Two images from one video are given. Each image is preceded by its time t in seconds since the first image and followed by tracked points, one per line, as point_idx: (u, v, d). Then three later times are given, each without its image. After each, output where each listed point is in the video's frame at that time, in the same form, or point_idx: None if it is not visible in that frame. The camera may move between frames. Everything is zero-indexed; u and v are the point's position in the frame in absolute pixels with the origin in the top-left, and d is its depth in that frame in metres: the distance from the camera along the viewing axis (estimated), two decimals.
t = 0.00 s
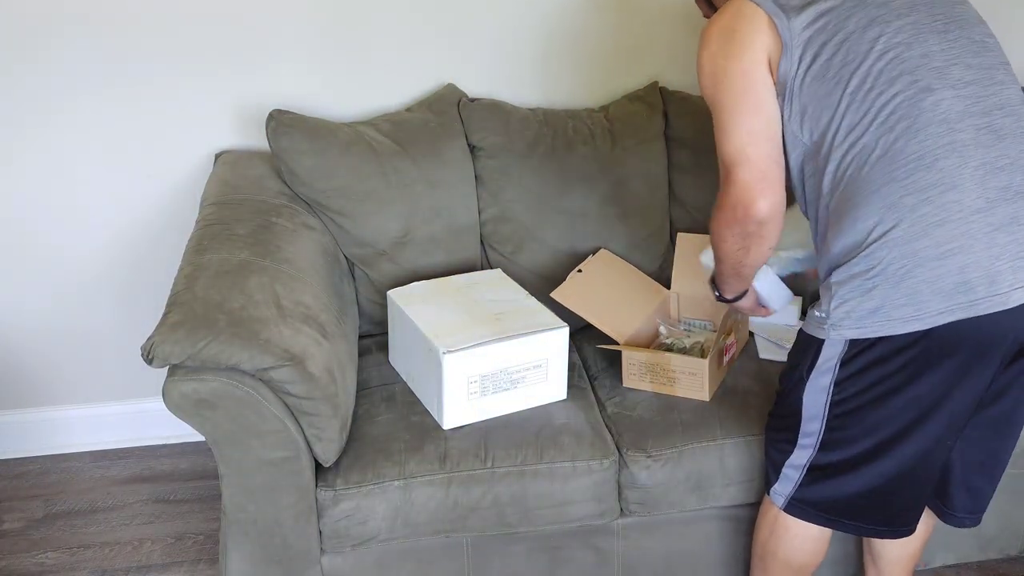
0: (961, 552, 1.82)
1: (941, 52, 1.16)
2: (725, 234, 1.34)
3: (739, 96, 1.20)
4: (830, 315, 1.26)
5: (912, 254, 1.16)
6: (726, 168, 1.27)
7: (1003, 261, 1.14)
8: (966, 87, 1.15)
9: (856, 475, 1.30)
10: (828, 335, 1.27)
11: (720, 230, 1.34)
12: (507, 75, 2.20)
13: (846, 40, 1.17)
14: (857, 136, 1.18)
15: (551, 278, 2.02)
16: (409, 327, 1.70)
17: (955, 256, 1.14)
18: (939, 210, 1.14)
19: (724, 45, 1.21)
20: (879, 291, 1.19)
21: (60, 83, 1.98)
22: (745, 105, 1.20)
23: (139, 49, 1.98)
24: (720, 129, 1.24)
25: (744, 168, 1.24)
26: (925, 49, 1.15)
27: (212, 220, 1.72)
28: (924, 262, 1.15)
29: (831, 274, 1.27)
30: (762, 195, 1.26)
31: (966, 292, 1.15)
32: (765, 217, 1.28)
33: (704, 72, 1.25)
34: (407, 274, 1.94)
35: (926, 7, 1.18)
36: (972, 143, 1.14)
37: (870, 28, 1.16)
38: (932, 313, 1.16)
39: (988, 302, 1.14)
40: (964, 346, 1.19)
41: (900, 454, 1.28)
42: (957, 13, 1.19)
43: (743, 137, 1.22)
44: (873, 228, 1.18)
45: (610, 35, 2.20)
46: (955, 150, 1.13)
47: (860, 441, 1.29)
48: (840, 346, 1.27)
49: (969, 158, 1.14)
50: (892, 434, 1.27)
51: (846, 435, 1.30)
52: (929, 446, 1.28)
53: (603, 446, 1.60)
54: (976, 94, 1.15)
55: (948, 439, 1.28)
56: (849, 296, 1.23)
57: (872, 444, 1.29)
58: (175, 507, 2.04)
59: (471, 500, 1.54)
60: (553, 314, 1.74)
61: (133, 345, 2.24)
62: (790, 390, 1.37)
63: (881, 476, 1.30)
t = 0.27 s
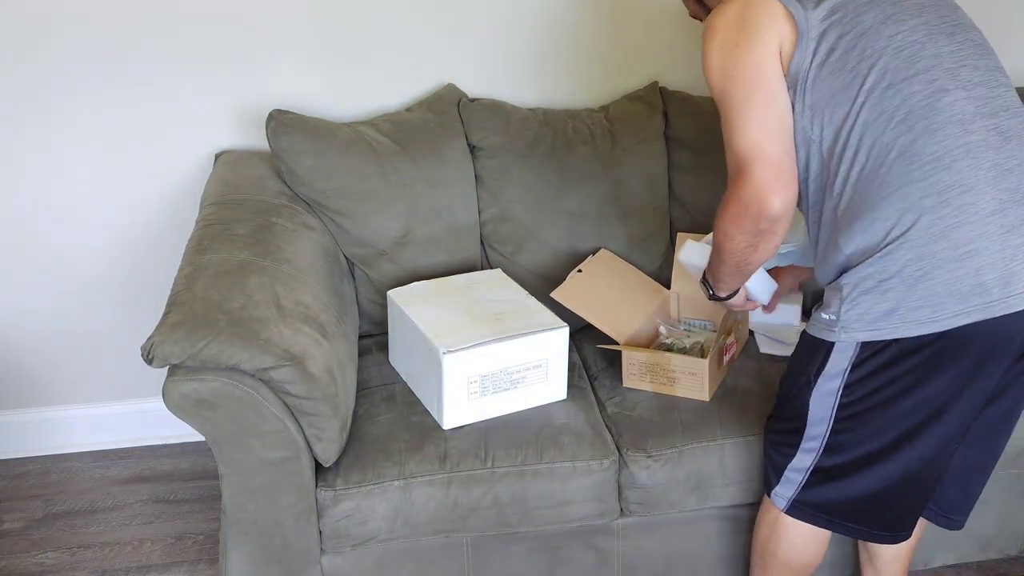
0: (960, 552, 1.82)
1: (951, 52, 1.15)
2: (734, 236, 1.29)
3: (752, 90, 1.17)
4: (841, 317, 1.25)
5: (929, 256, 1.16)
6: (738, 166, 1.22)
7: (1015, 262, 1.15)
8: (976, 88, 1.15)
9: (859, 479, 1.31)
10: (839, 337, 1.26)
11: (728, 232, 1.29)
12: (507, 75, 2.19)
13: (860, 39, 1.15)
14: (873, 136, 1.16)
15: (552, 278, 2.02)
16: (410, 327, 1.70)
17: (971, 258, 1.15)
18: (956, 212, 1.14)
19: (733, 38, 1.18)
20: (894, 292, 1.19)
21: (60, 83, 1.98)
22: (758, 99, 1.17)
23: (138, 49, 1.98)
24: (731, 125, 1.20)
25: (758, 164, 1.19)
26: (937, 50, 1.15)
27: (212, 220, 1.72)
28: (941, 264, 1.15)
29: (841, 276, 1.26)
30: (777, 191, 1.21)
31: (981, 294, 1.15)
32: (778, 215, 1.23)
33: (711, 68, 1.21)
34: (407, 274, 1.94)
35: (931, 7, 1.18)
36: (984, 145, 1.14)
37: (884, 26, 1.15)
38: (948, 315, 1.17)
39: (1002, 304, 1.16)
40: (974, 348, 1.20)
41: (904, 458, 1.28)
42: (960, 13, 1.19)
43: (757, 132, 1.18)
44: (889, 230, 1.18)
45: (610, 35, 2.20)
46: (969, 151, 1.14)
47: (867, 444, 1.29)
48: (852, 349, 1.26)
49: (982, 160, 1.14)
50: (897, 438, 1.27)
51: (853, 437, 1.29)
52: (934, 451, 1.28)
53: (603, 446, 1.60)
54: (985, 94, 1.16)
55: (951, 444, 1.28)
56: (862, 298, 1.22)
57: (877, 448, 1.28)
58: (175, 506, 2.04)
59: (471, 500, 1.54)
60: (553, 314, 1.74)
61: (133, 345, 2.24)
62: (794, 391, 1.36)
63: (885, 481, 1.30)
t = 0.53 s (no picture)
0: (960, 552, 1.82)
1: (958, 53, 1.14)
2: (739, 238, 1.24)
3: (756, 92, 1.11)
4: (842, 315, 1.24)
5: (937, 261, 1.17)
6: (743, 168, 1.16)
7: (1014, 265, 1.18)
8: (980, 91, 1.15)
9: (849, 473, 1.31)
10: (841, 336, 1.25)
11: (733, 234, 1.24)
12: (507, 75, 2.19)
13: (874, 39, 1.12)
14: (884, 138, 1.14)
15: (551, 278, 2.02)
16: (410, 327, 1.70)
17: (976, 262, 1.16)
18: (962, 217, 1.15)
19: (736, 37, 1.12)
20: (900, 294, 1.20)
21: (60, 83, 1.98)
22: (765, 100, 1.11)
23: (139, 49, 1.98)
24: (735, 127, 1.15)
25: (765, 167, 1.14)
26: (945, 51, 1.13)
27: (212, 220, 1.72)
28: (948, 268, 1.17)
29: (844, 274, 1.25)
30: (784, 193, 1.16)
31: (984, 297, 1.17)
32: (785, 216, 1.18)
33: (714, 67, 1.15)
34: (407, 274, 1.94)
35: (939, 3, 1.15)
36: (987, 149, 1.15)
37: (895, 25, 1.11)
38: (953, 317, 1.18)
39: (1004, 308, 1.18)
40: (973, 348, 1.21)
41: (894, 454, 1.29)
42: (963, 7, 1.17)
43: (763, 134, 1.13)
44: (897, 234, 1.18)
45: (610, 35, 2.20)
46: (976, 157, 1.14)
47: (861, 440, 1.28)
48: (854, 346, 1.25)
49: (985, 164, 1.15)
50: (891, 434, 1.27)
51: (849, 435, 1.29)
52: (925, 447, 1.29)
53: (603, 445, 1.60)
54: (988, 97, 1.16)
55: (941, 441, 1.29)
56: (867, 298, 1.22)
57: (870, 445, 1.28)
58: (175, 507, 2.04)
59: (471, 500, 1.54)
60: (553, 314, 1.74)
61: (132, 345, 2.24)
62: (790, 388, 1.34)
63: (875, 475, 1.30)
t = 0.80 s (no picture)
0: (960, 552, 1.82)
1: (968, 55, 1.12)
2: (739, 212, 1.20)
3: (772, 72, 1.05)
4: (822, 309, 1.25)
5: (923, 266, 1.17)
6: (749, 145, 1.11)
7: (992, 275, 1.20)
8: (982, 96, 1.14)
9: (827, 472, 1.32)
10: (819, 328, 1.25)
11: (734, 207, 1.20)
12: (507, 75, 2.19)
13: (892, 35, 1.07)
14: (887, 138, 1.13)
15: (551, 278, 2.02)
16: (410, 327, 1.70)
17: (960, 270, 1.17)
18: (951, 226, 1.15)
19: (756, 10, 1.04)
20: (883, 295, 1.20)
21: (60, 83, 1.97)
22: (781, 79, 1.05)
23: (139, 50, 1.98)
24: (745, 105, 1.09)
25: (772, 148, 1.09)
26: (956, 53, 1.11)
27: (212, 220, 1.72)
28: (933, 275, 1.17)
29: (828, 267, 1.25)
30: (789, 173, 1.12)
31: (963, 305, 1.19)
32: (789, 195, 1.14)
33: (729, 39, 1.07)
34: (407, 274, 1.94)
35: None
36: (980, 157, 1.15)
37: (914, 20, 1.07)
38: (934, 322, 1.19)
39: (980, 316, 1.20)
40: (946, 350, 1.23)
41: (871, 454, 1.30)
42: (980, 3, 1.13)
43: (773, 115, 1.07)
44: (887, 237, 1.17)
45: (610, 35, 2.20)
46: (971, 164, 1.14)
47: (838, 441, 1.29)
48: (831, 341, 1.25)
49: (978, 173, 1.15)
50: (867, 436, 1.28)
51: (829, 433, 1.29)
52: (904, 441, 1.29)
53: (603, 446, 1.60)
54: (988, 103, 1.15)
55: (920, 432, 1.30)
56: (850, 296, 1.22)
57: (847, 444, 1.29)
58: (175, 506, 2.04)
59: (471, 500, 1.54)
60: (553, 314, 1.74)
61: (133, 345, 2.25)
62: (773, 376, 1.34)
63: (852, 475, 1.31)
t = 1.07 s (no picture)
0: (960, 552, 1.82)
1: (975, 55, 1.10)
2: (742, 192, 1.17)
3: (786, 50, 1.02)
4: (817, 305, 1.24)
5: (919, 268, 1.17)
6: (757, 125, 1.08)
7: (984, 277, 1.20)
8: (986, 97, 1.13)
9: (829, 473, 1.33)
10: (813, 325, 1.25)
11: (737, 187, 1.17)
12: (507, 75, 2.20)
13: (904, 33, 1.05)
14: (892, 137, 1.11)
15: (551, 279, 2.02)
16: (410, 327, 1.70)
17: (955, 272, 1.17)
18: (950, 228, 1.15)
19: None
20: (878, 295, 1.20)
21: (60, 83, 1.97)
22: (794, 61, 1.02)
23: (139, 50, 1.98)
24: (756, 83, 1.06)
25: (781, 129, 1.06)
26: (965, 53, 1.09)
27: (212, 220, 1.72)
28: (929, 276, 1.17)
29: (823, 263, 1.24)
30: (795, 156, 1.09)
31: (956, 306, 1.19)
32: (794, 178, 1.11)
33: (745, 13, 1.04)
34: (407, 274, 1.94)
35: None
36: (979, 158, 1.14)
37: (929, 16, 1.05)
38: (927, 323, 1.19)
39: (971, 317, 1.20)
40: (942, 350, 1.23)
41: (868, 455, 1.30)
42: None
43: (785, 95, 1.04)
44: (885, 237, 1.17)
45: (610, 35, 2.20)
46: (972, 166, 1.13)
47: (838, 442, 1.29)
48: (828, 337, 1.24)
49: (976, 175, 1.14)
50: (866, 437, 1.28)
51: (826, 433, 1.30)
52: (901, 441, 1.29)
53: (603, 446, 1.60)
54: (990, 104, 1.14)
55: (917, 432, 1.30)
56: (845, 294, 1.22)
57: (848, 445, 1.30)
58: (175, 506, 2.04)
59: (471, 500, 1.54)
60: (553, 314, 1.74)
61: (133, 345, 2.25)
62: (772, 374, 1.34)
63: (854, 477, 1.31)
